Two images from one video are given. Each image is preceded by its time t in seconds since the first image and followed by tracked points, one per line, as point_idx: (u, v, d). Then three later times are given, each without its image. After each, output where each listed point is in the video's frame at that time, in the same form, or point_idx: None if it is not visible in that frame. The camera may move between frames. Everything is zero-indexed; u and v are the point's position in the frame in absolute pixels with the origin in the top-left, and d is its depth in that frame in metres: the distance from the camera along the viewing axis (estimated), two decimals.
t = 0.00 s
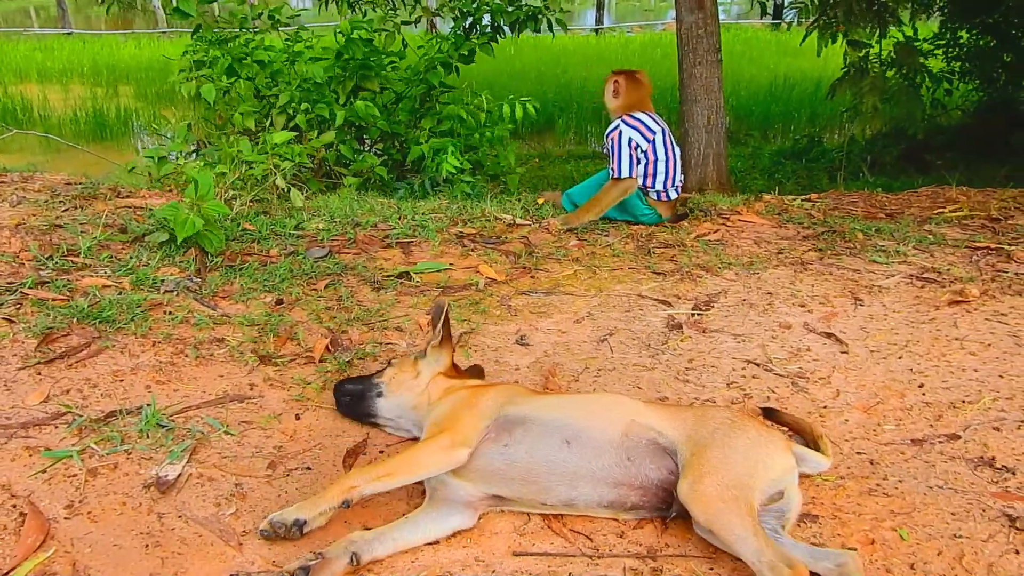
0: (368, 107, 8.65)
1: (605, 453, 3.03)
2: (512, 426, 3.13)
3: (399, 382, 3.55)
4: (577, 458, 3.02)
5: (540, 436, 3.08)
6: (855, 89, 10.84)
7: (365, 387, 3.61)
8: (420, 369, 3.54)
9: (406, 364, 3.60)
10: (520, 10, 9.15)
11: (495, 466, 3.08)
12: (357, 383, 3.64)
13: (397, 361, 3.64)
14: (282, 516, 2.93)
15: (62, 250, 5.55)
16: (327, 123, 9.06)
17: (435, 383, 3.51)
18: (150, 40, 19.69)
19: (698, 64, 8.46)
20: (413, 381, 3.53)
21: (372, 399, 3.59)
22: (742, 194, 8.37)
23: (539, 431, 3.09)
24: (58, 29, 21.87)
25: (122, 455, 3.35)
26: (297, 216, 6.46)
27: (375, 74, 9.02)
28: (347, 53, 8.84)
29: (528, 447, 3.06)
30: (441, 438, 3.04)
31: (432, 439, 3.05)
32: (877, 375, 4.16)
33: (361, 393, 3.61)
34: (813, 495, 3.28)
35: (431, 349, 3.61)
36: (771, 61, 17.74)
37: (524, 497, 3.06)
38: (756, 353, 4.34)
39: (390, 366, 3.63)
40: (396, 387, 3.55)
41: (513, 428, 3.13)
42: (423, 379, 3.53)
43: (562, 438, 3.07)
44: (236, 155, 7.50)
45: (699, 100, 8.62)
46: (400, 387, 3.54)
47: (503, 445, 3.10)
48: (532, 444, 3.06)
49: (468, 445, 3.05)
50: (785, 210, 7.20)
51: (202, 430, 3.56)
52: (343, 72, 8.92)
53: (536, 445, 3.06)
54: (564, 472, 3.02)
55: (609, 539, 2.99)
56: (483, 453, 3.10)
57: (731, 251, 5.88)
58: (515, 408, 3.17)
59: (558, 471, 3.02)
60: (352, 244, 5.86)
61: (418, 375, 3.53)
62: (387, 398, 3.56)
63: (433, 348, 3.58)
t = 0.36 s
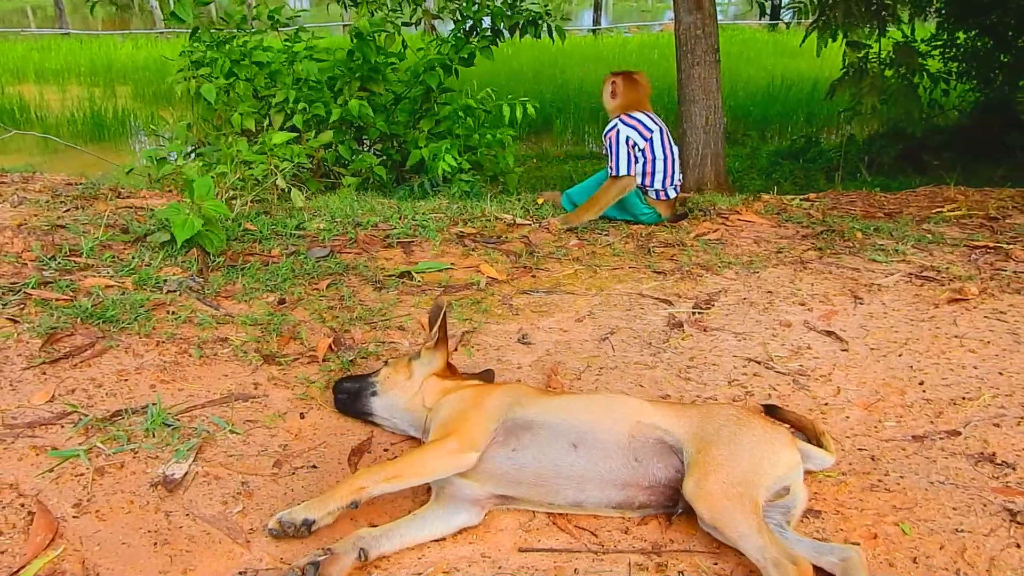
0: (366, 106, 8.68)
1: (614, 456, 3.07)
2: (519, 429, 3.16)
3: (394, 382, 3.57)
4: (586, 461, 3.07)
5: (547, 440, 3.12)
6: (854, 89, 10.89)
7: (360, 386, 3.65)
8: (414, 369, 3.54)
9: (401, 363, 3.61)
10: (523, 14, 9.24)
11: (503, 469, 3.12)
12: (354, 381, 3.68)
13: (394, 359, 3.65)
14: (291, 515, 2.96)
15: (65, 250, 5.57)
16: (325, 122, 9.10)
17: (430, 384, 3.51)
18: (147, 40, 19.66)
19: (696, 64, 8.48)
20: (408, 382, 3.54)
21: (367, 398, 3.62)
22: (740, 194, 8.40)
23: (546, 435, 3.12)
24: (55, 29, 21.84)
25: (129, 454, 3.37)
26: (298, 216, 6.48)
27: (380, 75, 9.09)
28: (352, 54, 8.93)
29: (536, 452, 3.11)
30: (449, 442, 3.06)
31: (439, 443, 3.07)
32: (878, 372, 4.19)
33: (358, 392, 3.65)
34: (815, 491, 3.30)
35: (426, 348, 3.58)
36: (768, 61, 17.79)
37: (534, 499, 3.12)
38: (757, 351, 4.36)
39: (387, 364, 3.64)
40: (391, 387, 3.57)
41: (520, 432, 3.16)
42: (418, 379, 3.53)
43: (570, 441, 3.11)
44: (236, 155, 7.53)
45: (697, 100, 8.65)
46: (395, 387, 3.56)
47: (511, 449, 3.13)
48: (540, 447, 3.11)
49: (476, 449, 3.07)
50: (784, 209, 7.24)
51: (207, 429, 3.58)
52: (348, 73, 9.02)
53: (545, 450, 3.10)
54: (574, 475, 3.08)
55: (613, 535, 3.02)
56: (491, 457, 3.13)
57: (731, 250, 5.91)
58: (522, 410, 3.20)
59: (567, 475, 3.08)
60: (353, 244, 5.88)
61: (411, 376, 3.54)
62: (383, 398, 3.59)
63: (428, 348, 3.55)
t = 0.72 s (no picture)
0: (359, 109, 8.79)
1: (617, 448, 3.20)
2: (525, 425, 3.30)
3: (397, 379, 3.72)
4: (590, 453, 3.20)
5: (552, 434, 3.25)
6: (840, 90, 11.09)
7: (365, 382, 3.80)
8: (418, 367, 3.69)
9: (405, 362, 3.76)
10: (519, 20, 9.42)
11: (510, 463, 3.26)
12: (360, 378, 3.82)
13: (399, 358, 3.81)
14: (306, 511, 3.07)
15: (67, 253, 5.65)
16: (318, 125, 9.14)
17: (433, 381, 3.64)
18: (133, 41, 19.65)
19: (684, 66, 8.61)
20: (411, 379, 3.69)
21: (371, 394, 3.77)
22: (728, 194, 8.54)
23: (551, 429, 3.26)
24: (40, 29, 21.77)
25: (144, 454, 3.47)
26: (296, 219, 6.58)
27: (365, 75, 9.15)
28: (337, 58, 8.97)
29: (542, 446, 3.24)
30: (458, 439, 3.18)
31: (449, 440, 3.19)
32: (867, 366, 4.33)
33: (363, 389, 3.79)
34: (808, 480, 3.44)
35: (429, 348, 3.73)
36: (754, 61, 17.97)
37: (540, 491, 3.24)
38: (750, 348, 4.49)
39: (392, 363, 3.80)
40: (394, 384, 3.72)
41: (526, 427, 3.29)
42: (420, 376, 3.68)
43: (574, 434, 3.24)
44: (233, 159, 7.61)
45: (686, 101, 8.79)
46: (398, 384, 3.71)
47: (518, 443, 3.27)
48: (546, 441, 3.24)
49: (484, 445, 3.20)
50: (772, 209, 7.38)
51: (219, 429, 3.68)
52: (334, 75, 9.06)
53: (550, 443, 3.23)
54: (578, 468, 3.20)
55: (617, 524, 3.14)
56: (499, 452, 3.27)
57: (722, 250, 6.05)
58: (528, 407, 3.34)
59: (572, 467, 3.20)
60: (352, 246, 5.98)
61: (413, 374, 3.69)
62: (386, 394, 3.73)
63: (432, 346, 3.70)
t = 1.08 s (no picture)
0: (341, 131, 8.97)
1: (624, 460, 3.43)
2: (536, 439, 3.51)
3: (425, 407, 3.84)
4: (599, 466, 3.43)
5: (562, 449, 3.47)
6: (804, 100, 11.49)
7: (390, 416, 3.86)
8: (442, 391, 3.85)
9: (425, 388, 3.89)
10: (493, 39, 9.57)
11: (523, 474, 3.49)
12: (382, 413, 3.87)
13: (415, 386, 3.92)
14: (333, 536, 3.20)
15: (72, 284, 5.80)
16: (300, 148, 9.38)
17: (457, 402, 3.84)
18: (97, 62, 19.61)
19: (654, 81, 8.92)
20: (437, 405, 3.84)
21: (400, 425, 3.85)
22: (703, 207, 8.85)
23: (561, 444, 3.47)
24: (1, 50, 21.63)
25: (176, 478, 3.65)
26: (290, 243, 6.77)
27: (348, 100, 9.37)
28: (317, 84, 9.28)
29: (553, 460, 3.46)
30: (472, 454, 3.42)
31: (463, 455, 3.43)
32: (847, 372, 4.62)
33: (388, 423, 3.85)
34: (801, 481, 3.70)
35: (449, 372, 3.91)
36: (717, 72, 18.40)
37: (553, 501, 3.46)
38: (737, 358, 4.77)
39: (411, 392, 3.90)
40: (423, 412, 3.84)
41: (537, 441, 3.51)
42: (447, 399, 3.85)
43: (582, 447, 3.46)
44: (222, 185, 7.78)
45: (656, 116, 9.10)
46: (427, 412, 3.84)
47: (530, 456, 3.49)
48: (556, 455, 3.46)
49: (497, 456, 3.44)
50: (747, 221, 7.70)
51: (244, 452, 3.87)
52: (316, 100, 9.30)
53: (560, 457, 3.46)
54: (588, 479, 3.43)
55: (627, 529, 3.38)
56: (512, 464, 3.50)
57: (703, 263, 6.33)
58: (538, 422, 3.55)
59: (581, 478, 3.43)
60: (348, 269, 6.18)
61: (444, 397, 3.85)
62: (416, 424, 3.84)
63: (452, 370, 3.87)
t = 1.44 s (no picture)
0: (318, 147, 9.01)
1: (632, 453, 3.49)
2: (547, 435, 3.57)
3: (427, 416, 3.82)
4: (608, 461, 3.49)
5: (573, 443, 3.52)
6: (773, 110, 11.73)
7: (395, 429, 3.82)
8: (442, 400, 3.84)
9: (423, 397, 3.88)
10: (471, 59, 9.68)
11: (534, 470, 3.54)
12: (385, 427, 3.82)
13: (413, 395, 3.89)
14: (351, 535, 3.25)
15: (61, 302, 5.78)
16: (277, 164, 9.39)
17: (457, 408, 3.84)
18: (59, 84, 19.42)
19: (626, 92, 9.07)
20: (439, 413, 3.83)
21: (405, 437, 3.82)
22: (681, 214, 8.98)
23: (571, 438, 3.53)
24: None
25: (186, 487, 3.67)
26: (278, 257, 6.78)
27: (323, 116, 9.40)
28: (293, 101, 9.25)
29: (564, 456, 3.51)
30: (486, 452, 3.47)
31: (476, 454, 3.47)
32: (838, 368, 4.73)
33: (392, 435, 3.82)
34: (802, 472, 3.79)
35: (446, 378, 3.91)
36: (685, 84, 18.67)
37: (564, 496, 3.52)
38: (730, 357, 4.86)
39: (410, 402, 3.87)
40: (427, 423, 3.82)
41: (547, 436, 3.57)
42: (449, 407, 3.84)
43: (592, 442, 3.51)
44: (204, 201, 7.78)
45: (630, 126, 9.23)
46: (431, 422, 3.82)
47: (541, 451, 3.55)
48: (567, 449, 3.52)
49: (510, 453, 3.48)
50: (727, 226, 7.83)
51: (252, 459, 3.89)
52: (291, 116, 9.29)
53: (570, 453, 3.51)
54: (598, 474, 3.49)
55: (638, 522, 3.45)
56: (523, 459, 3.55)
57: (689, 268, 6.44)
58: (547, 418, 3.61)
59: (591, 472, 3.49)
60: (338, 280, 6.21)
61: (445, 404, 3.84)
62: (422, 435, 3.82)
63: (450, 377, 3.85)
